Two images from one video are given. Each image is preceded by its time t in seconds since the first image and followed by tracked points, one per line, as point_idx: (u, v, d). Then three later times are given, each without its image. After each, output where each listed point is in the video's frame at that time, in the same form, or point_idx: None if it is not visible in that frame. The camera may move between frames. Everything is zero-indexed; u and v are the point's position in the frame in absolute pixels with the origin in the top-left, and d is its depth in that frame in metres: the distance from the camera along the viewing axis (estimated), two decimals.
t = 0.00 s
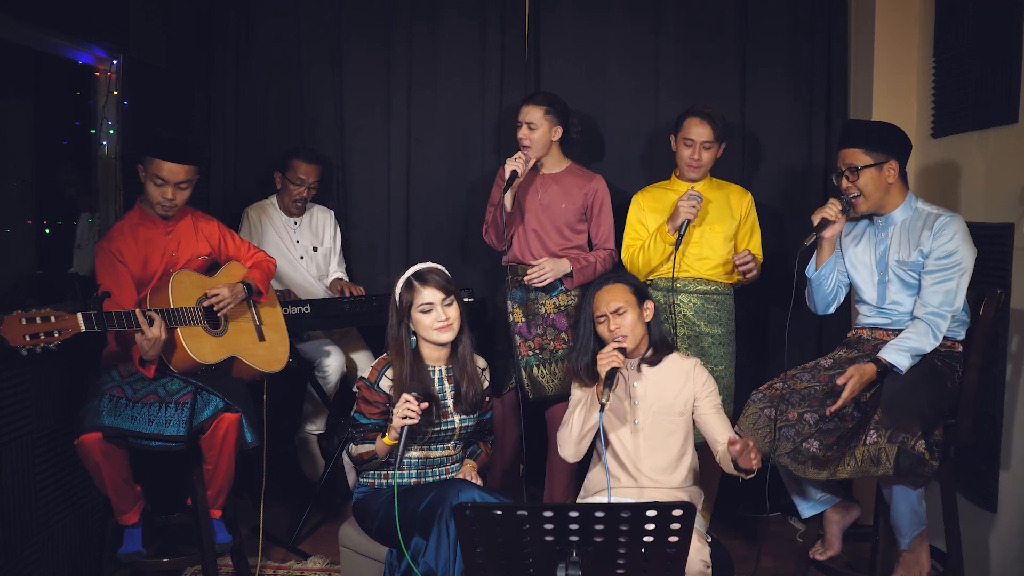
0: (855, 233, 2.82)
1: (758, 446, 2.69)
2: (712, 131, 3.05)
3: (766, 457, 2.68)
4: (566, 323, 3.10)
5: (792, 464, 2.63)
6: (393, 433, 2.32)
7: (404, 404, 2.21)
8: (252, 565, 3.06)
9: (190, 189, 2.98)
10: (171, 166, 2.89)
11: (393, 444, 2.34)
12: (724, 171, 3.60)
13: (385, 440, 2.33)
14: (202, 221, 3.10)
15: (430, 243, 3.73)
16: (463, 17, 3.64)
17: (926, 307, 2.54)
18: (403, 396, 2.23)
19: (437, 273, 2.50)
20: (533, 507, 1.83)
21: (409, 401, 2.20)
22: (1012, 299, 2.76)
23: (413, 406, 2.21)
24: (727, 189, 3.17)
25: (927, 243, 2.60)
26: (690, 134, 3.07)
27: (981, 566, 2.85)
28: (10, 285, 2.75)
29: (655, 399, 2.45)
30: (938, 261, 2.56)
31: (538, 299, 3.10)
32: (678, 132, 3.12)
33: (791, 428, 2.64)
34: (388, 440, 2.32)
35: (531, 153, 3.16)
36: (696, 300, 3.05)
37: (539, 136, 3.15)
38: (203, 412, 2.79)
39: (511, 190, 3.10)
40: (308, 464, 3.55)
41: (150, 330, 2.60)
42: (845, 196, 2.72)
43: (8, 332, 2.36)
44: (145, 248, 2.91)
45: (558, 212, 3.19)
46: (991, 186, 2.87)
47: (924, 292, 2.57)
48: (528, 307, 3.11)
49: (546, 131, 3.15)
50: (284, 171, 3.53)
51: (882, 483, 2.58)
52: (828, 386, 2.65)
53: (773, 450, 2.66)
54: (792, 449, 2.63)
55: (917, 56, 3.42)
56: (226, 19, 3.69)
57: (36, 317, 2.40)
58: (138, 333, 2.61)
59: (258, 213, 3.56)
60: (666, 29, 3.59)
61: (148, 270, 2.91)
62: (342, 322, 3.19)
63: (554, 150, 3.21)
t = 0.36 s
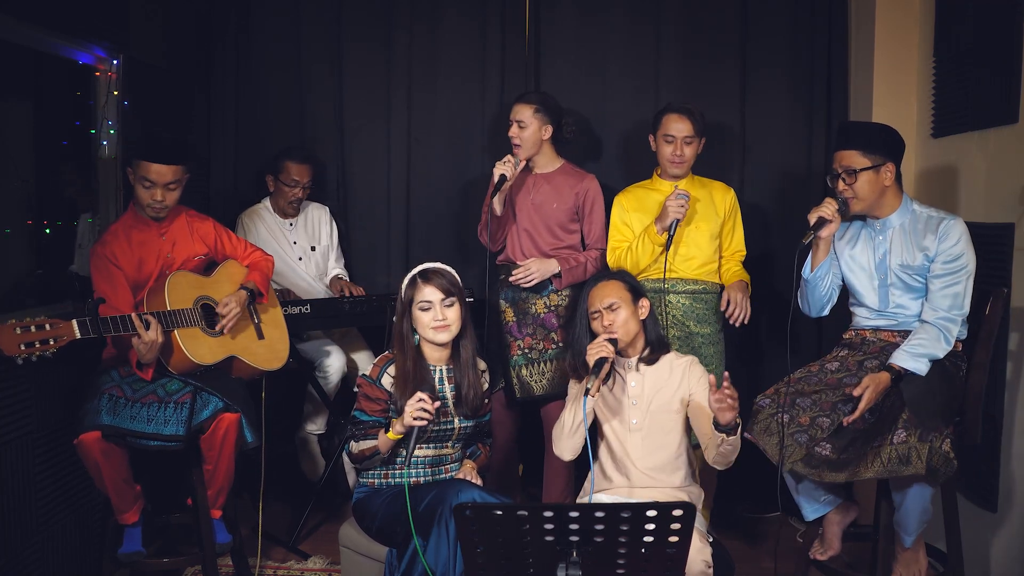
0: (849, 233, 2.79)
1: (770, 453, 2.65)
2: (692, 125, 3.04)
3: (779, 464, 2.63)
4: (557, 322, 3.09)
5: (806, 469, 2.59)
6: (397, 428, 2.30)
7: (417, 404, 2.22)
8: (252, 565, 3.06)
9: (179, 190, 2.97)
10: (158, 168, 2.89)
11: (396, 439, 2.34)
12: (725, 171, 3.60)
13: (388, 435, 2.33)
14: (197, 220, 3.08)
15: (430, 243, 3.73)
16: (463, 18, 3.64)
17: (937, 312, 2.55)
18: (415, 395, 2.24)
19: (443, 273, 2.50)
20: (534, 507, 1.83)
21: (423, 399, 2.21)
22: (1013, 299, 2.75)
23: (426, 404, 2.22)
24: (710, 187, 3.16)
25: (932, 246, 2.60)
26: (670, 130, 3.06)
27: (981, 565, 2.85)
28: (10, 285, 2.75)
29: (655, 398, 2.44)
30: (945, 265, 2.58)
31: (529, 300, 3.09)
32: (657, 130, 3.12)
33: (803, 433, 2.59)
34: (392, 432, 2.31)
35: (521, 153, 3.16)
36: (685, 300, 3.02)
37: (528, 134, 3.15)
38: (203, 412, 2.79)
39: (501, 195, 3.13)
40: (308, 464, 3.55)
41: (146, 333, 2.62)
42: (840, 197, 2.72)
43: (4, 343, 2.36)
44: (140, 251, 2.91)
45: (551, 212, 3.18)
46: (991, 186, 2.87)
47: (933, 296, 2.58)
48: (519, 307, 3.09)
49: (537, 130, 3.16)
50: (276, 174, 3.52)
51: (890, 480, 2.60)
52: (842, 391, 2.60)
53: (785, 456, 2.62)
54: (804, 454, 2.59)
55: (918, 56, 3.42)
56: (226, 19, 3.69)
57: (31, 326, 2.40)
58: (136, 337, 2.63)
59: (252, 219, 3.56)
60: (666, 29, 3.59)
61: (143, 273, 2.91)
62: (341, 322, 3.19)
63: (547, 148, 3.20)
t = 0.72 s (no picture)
0: (852, 238, 2.76)
1: (786, 462, 2.61)
2: (673, 120, 3.02)
3: (796, 471, 2.58)
4: (556, 323, 3.09)
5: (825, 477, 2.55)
6: (398, 429, 2.32)
7: (409, 395, 2.22)
8: (253, 565, 3.06)
9: (178, 191, 2.97)
10: (156, 169, 2.88)
11: (397, 440, 2.34)
12: (725, 171, 3.60)
13: (390, 437, 2.33)
14: (198, 220, 3.08)
15: (430, 243, 3.73)
16: (463, 18, 3.64)
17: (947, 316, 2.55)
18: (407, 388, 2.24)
19: (437, 272, 2.49)
20: (534, 507, 1.83)
21: (413, 391, 2.22)
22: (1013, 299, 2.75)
23: (417, 396, 2.22)
24: (693, 184, 3.14)
25: (938, 248, 2.61)
26: (651, 127, 3.03)
27: (982, 565, 2.86)
28: (10, 285, 2.75)
29: (655, 408, 2.45)
30: (952, 268, 2.58)
31: (527, 299, 3.09)
32: (638, 130, 3.09)
33: (819, 439, 2.56)
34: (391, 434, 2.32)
35: (519, 152, 3.16)
36: (677, 300, 3.01)
37: (526, 134, 3.15)
38: (203, 413, 2.78)
39: (499, 198, 3.16)
40: (308, 464, 3.55)
41: (146, 334, 2.62)
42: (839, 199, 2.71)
43: (3, 343, 2.36)
44: (140, 252, 2.92)
45: (549, 212, 3.18)
46: (992, 186, 2.87)
47: (941, 299, 2.58)
48: (518, 307, 3.09)
49: (535, 130, 3.16)
50: (270, 176, 3.53)
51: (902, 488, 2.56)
52: (858, 396, 2.57)
53: (801, 464, 2.57)
54: (821, 461, 2.55)
55: (918, 55, 3.42)
56: (226, 19, 3.69)
57: (30, 327, 2.40)
58: (136, 337, 2.63)
59: (248, 223, 3.58)
60: (666, 29, 3.59)
61: (143, 274, 2.92)
62: (341, 322, 3.19)
63: (544, 148, 3.20)
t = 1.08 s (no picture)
0: (856, 240, 2.75)
1: (801, 467, 2.60)
2: (661, 118, 3.00)
3: (813, 477, 2.58)
4: (560, 323, 3.08)
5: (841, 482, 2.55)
6: (397, 430, 2.31)
7: (405, 395, 2.21)
8: (256, 565, 3.07)
9: (188, 188, 2.97)
10: (168, 166, 2.89)
11: (395, 440, 2.33)
12: (727, 171, 3.60)
13: (388, 437, 2.32)
14: (205, 221, 3.09)
15: (433, 243, 3.74)
16: (465, 18, 3.64)
17: (955, 316, 2.56)
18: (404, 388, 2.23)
19: (428, 273, 2.50)
20: (537, 507, 1.83)
21: (410, 391, 2.21)
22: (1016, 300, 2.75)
23: (415, 395, 2.21)
24: (686, 181, 3.13)
25: (944, 249, 2.61)
26: (640, 126, 3.02)
27: (984, 565, 2.86)
28: (14, 285, 2.76)
29: (659, 407, 2.45)
30: (959, 269, 2.59)
31: (531, 299, 3.09)
32: (627, 131, 3.07)
33: (833, 444, 2.55)
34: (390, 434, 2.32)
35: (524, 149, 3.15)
36: (677, 300, 3.00)
37: (532, 133, 3.15)
38: (207, 412, 2.78)
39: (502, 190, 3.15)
40: (311, 464, 3.56)
41: (147, 333, 2.60)
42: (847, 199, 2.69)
43: (13, 335, 2.35)
44: (146, 249, 2.93)
45: (553, 213, 3.19)
46: (995, 186, 2.86)
47: (948, 300, 2.59)
48: (523, 307, 3.09)
49: (541, 128, 3.16)
50: (266, 181, 3.55)
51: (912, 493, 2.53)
52: (872, 399, 2.56)
53: (817, 470, 2.57)
54: (836, 466, 2.55)
55: (920, 55, 3.42)
56: (228, 19, 3.70)
57: (39, 319, 2.40)
58: (134, 335, 2.61)
59: (250, 224, 3.59)
60: (668, 30, 3.59)
61: (149, 272, 2.92)
62: (343, 322, 3.19)
63: (548, 149, 3.20)
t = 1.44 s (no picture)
0: (857, 242, 2.75)
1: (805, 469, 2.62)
2: (659, 117, 3.01)
3: (817, 479, 2.60)
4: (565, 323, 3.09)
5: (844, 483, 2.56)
6: (405, 436, 2.31)
7: (421, 407, 2.21)
8: (258, 565, 3.07)
9: (197, 195, 2.97)
10: (178, 172, 2.87)
11: (403, 447, 2.34)
12: (729, 172, 3.61)
13: (396, 443, 2.33)
14: (210, 222, 3.10)
15: (435, 244, 3.74)
16: (467, 18, 3.64)
17: (958, 318, 2.56)
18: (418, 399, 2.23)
19: (431, 276, 2.49)
20: (539, 507, 1.83)
21: (424, 404, 2.21)
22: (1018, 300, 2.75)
23: (429, 407, 2.21)
24: (686, 181, 3.13)
25: (946, 251, 2.61)
26: (639, 125, 3.02)
27: (985, 565, 2.86)
28: (17, 284, 2.76)
29: (659, 412, 2.45)
30: (961, 271, 2.58)
31: (536, 299, 3.09)
32: (626, 130, 3.08)
33: (836, 446, 2.57)
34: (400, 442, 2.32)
35: (527, 148, 3.14)
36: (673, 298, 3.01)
37: (534, 133, 3.14)
38: (209, 412, 2.78)
39: (509, 179, 3.09)
40: (313, 464, 3.56)
41: (135, 330, 2.57)
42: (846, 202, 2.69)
43: (15, 328, 2.36)
44: (152, 248, 2.93)
45: (556, 213, 3.19)
46: (997, 187, 2.86)
47: (951, 302, 2.58)
48: (526, 307, 3.09)
49: (543, 127, 3.15)
50: (263, 184, 3.51)
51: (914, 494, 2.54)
52: (875, 399, 2.57)
53: (820, 472, 2.59)
54: (839, 467, 2.56)
55: (922, 56, 3.42)
56: (230, 20, 3.70)
57: (43, 314, 2.41)
58: (125, 332, 2.59)
59: (252, 227, 3.59)
60: (671, 30, 3.59)
61: (154, 271, 2.92)
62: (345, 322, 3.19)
63: (550, 148, 3.20)
